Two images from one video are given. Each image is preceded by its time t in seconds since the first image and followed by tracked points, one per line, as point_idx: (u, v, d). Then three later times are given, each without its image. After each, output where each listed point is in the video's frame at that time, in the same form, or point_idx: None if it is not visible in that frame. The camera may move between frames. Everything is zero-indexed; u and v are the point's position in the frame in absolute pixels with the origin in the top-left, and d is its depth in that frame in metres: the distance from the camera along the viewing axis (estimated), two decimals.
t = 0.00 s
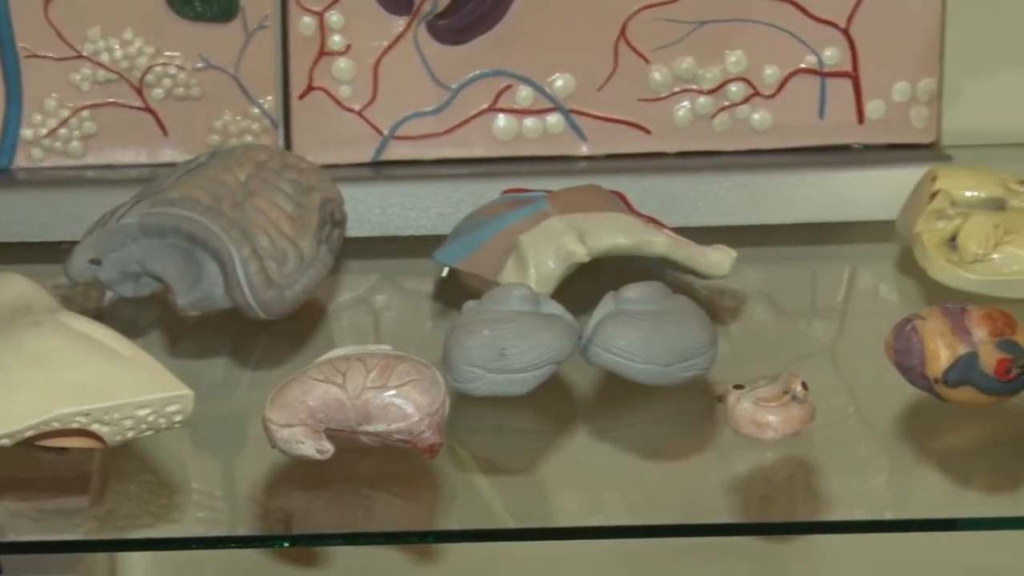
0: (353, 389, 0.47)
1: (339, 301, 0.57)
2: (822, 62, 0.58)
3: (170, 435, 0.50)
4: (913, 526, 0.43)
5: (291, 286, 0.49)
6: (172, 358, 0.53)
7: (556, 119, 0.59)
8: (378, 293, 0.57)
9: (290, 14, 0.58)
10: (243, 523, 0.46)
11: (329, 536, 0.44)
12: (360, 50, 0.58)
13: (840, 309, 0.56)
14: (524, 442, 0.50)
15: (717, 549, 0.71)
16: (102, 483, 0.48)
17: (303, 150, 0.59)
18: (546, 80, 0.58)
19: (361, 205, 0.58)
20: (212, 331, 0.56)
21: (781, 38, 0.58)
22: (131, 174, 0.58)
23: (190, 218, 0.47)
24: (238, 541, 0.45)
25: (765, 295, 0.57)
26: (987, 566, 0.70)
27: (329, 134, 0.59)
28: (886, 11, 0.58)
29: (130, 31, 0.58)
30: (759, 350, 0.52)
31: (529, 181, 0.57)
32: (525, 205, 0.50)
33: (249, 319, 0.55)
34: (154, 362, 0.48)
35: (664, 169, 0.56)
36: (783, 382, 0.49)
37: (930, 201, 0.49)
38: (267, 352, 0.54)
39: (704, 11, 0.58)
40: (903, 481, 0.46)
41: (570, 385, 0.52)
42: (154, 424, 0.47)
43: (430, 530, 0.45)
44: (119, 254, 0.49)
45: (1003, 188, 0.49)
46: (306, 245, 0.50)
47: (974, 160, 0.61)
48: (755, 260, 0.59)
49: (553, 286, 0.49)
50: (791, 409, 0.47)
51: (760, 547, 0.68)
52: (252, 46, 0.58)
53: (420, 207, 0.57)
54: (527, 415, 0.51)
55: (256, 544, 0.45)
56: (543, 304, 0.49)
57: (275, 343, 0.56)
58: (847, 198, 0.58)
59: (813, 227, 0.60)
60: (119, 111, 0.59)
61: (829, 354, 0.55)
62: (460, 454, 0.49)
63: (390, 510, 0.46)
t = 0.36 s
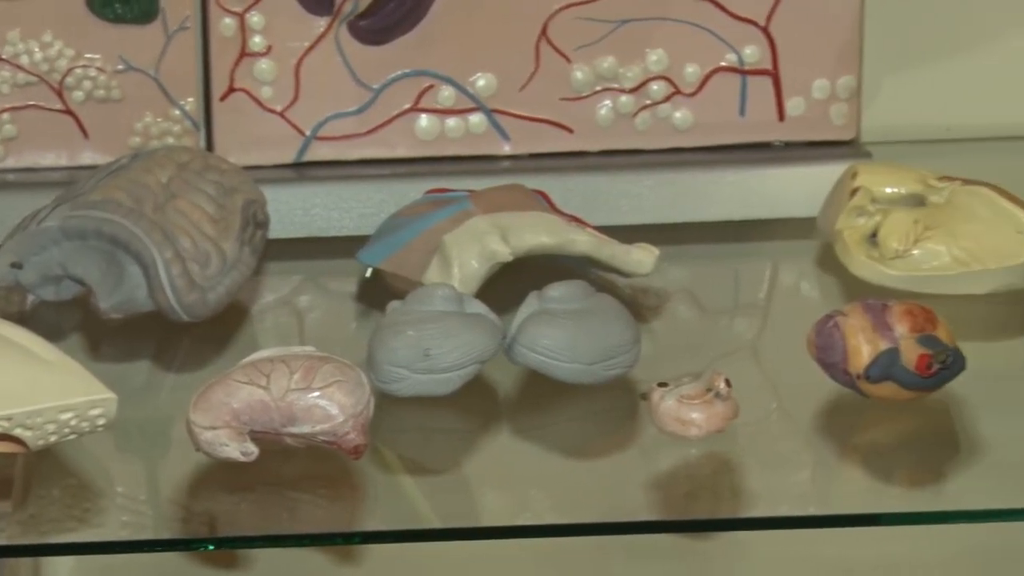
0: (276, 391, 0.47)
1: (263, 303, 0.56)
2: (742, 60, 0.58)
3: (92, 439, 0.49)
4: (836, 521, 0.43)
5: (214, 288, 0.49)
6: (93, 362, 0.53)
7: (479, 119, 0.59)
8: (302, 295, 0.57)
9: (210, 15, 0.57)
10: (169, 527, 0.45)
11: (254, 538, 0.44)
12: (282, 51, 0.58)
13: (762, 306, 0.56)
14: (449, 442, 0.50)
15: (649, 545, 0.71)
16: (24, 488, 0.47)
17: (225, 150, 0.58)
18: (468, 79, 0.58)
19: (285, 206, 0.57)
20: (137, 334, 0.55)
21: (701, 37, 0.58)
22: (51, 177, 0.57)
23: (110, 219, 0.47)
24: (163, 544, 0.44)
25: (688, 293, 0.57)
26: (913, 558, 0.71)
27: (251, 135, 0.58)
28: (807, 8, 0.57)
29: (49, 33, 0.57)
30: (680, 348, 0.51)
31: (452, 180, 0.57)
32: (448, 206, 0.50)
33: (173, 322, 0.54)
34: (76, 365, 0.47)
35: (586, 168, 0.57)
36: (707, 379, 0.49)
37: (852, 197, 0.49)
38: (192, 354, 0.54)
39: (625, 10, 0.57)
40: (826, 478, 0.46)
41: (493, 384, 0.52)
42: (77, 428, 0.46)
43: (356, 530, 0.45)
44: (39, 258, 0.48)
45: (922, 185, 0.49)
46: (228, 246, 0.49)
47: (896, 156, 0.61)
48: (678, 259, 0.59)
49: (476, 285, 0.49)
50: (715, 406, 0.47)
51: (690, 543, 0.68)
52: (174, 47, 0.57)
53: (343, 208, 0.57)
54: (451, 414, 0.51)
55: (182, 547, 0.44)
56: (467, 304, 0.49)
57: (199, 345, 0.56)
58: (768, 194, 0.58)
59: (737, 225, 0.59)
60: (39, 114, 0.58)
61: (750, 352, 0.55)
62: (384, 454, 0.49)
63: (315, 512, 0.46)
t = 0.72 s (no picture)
0: (200, 394, 0.46)
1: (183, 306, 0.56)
2: (663, 59, 0.57)
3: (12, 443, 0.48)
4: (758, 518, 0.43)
5: (136, 291, 0.48)
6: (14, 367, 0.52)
7: (401, 119, 0.58)
8: (225, 296, 0.56)
9: (129, 16, 0.56)
10: (94, 532, 0.45)
11: (180, 541, 0.43)
12: (202, 53, 0.56)
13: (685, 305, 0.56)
14: (374, 442, 0.50)
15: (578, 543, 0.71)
16: None
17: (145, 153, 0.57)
18: (389, 79, 0.57)
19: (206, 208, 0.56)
20: (60, 336, 0.55)
21: (621, 35, 0.57)
22: None
23: (30, 223, 0.46)
24: (88, 550, 0.44)
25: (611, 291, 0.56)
26: (840, 552, 0.71)
27: (172, 137, 0.57)
28: (728, 5, 0.57)
29: None
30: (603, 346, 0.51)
31: (369, 181, 0.56)
32: (370, 206, 0.50)
33: (95, 325, 0.54)
34: None
35: (506, 166, 0.56)
36: (630, 377, 0.49)
37: (773, 195, 0.49)
38: (116, 357, 0.54)
39: (545, 9, 0.56)
40: (750, 475, 0.46)
41: (415, 386, 0.52)
42: None
43: (281, 533, 0.44)
44: None
45: (843, 182, 0.50)
46: (151, 249, 0.49)
47: (815, 156, 0.61)
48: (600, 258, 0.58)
49: (400, 286, 0.49)
50: (638, 405, 0.47)
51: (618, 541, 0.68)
52: (94, 49, 0.56)
53: (265, 209, 0.56)
54: (375, 415, 0.51)
55: (107, 552, 0.43)
56: (391, 304, 0.49)
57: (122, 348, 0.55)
58: (689, 192, 0.57)
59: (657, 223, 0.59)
60: None
61: (673, 350, 0.55)
62: (308, 455, 0.49)
63: (239, 514, 0.46)
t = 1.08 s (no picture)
0: (127, 396, 0.44)
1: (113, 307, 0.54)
2: (588, 58, 0.56)
3: None
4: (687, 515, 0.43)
5: (62, 294, 0.48)
6: None
7: (328, 120, 0.56)
8: (152, 299, 0.55)
9: (53, 17, 0.54)
10: (20, 535, 0.44)
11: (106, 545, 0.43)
12: (126, 54, 0.55)
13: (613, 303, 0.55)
14: (302, 443, 0.49)
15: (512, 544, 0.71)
16: None
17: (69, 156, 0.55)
18: (315, 80, 0.55)
19: (133, 211, 0.55)
20: None
21: (545, 35, 0.55)
22: None
23: None
24: (14, 554, 0.43)
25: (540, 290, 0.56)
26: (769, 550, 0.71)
27: (97, 140, 0.55)
28: (648, 4, 0.55)
29: None
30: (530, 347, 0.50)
31: (299, 181, 0.54)
32: (297, 207, 0.50)
33: (21, 328, 0.52)
34: None
35: (431, 166, 0.54)
36: (560, 376, 0.48)
37: (698, 193, 0.50)
38: (41, 360, 0.52)
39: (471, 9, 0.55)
40: (679, 470, 0.46)
41: (342, 385, 0.51)
42: None
43: (209, 535, 0.44)
44: None
45: (768, 179, 0.50)
46: (76, 253, 0.49)
47: (741, 155, 0.61)
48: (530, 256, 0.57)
49: (328, 287, 0.49)
50: (567, 404, 0.47)
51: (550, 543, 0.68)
52: (17, 51, 0.54)
53: (192, 210, 0.55)
54: (303, 415, 0.50)
55: (34, 556, 0.43)
56: (319, 305, 0.48)
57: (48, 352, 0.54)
58: (618, 190, 0.56)
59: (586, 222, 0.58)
60: None
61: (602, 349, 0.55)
62: (237, 457, 0.48)
63: (167, 517, 0.45)
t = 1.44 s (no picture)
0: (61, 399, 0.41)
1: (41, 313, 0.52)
2: (521, 58, 0.51)
3: None
4: (625, 512, 0.42)
5: None
6: None
7: (261, 120, 0.51)
8: (84, 303, 0.53)
9: None
10: None
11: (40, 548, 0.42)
12: (58, 56, 0.50)
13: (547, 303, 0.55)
14: (238, 445, 0.49)
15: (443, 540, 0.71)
16: None
17: None
18: (246, 81, 0.50)
19: (64, 214, 0.51)
20: None
21: (477, 34, 0.51)
22: None
23: None
24: None
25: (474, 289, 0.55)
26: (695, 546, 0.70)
27: (28, 144, 0.51)
28: (584, 3, 0.50)
29: None
30: (465, 348, 0.50)
31: (229, 182, 0.51)
32: (231, 207, 0.49)
33: None
34: None
35: (360, 166, 0.50)
36: (495, 377, 0.48)
37: (632, 191, 0.49)
38: None
39: (402, 7, 0.50)
40: (615, 467, 0.46)
41: (273, 390, 0.50)
42: None
43: (147, 538, 0.43)
44: None
45: (701, 177, 0.50)
46: (8, 256, 0.46)
47: (671, 152, 0.60)
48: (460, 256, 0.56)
49: (261, 288, 0.48)
50: (501, 402, 0.46)
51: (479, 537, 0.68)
52: None
53: (125, 213, 0.51)
54: (238, 417, 0.49)
55: None
56: (254, 307, 0.47)
57: None
58: (555, 189, 0.52)
59: (517, 222, 0.57)
60: None
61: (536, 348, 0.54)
62: (172, 460, 0.48)
63: (102, 520, 0.44)
